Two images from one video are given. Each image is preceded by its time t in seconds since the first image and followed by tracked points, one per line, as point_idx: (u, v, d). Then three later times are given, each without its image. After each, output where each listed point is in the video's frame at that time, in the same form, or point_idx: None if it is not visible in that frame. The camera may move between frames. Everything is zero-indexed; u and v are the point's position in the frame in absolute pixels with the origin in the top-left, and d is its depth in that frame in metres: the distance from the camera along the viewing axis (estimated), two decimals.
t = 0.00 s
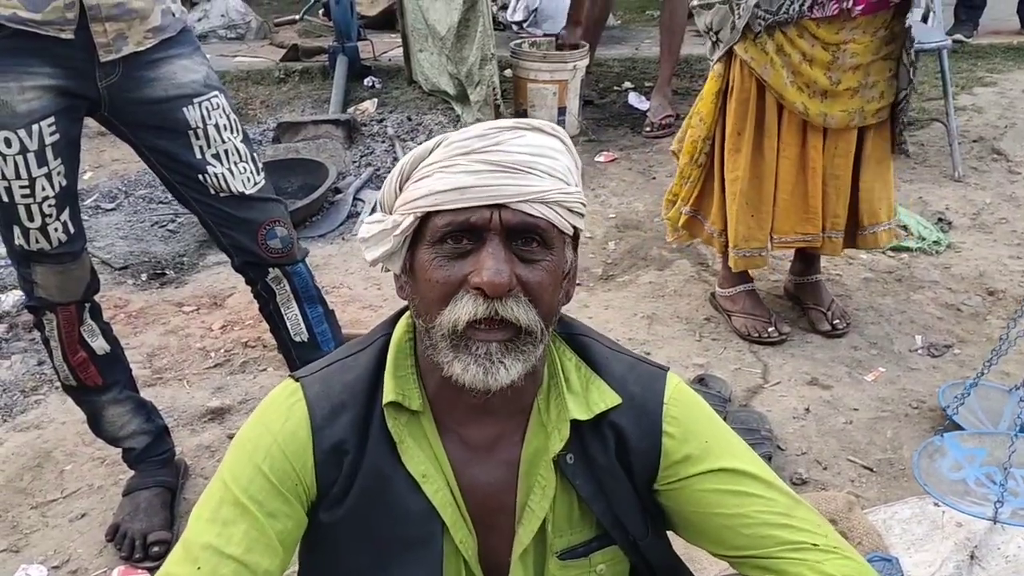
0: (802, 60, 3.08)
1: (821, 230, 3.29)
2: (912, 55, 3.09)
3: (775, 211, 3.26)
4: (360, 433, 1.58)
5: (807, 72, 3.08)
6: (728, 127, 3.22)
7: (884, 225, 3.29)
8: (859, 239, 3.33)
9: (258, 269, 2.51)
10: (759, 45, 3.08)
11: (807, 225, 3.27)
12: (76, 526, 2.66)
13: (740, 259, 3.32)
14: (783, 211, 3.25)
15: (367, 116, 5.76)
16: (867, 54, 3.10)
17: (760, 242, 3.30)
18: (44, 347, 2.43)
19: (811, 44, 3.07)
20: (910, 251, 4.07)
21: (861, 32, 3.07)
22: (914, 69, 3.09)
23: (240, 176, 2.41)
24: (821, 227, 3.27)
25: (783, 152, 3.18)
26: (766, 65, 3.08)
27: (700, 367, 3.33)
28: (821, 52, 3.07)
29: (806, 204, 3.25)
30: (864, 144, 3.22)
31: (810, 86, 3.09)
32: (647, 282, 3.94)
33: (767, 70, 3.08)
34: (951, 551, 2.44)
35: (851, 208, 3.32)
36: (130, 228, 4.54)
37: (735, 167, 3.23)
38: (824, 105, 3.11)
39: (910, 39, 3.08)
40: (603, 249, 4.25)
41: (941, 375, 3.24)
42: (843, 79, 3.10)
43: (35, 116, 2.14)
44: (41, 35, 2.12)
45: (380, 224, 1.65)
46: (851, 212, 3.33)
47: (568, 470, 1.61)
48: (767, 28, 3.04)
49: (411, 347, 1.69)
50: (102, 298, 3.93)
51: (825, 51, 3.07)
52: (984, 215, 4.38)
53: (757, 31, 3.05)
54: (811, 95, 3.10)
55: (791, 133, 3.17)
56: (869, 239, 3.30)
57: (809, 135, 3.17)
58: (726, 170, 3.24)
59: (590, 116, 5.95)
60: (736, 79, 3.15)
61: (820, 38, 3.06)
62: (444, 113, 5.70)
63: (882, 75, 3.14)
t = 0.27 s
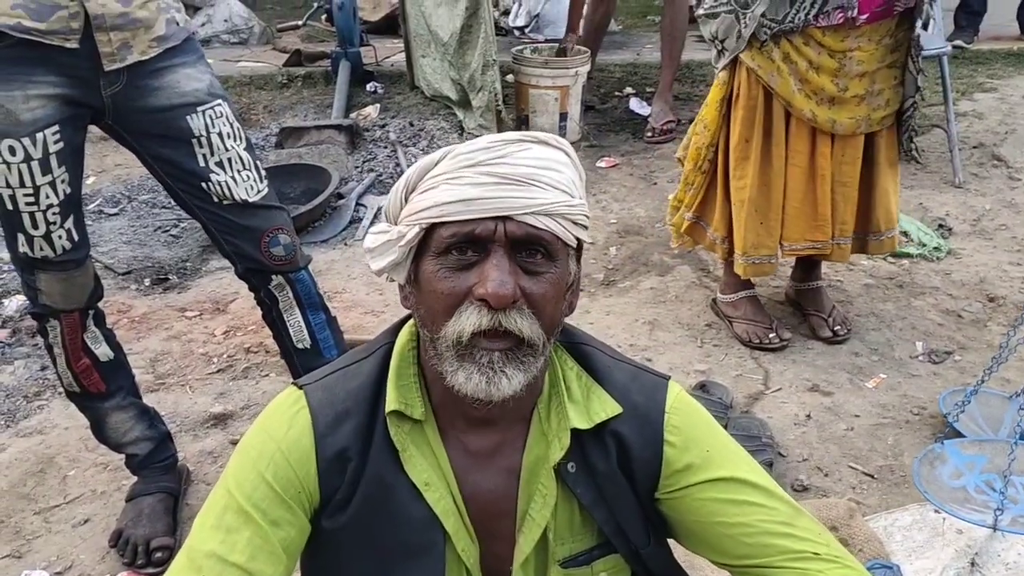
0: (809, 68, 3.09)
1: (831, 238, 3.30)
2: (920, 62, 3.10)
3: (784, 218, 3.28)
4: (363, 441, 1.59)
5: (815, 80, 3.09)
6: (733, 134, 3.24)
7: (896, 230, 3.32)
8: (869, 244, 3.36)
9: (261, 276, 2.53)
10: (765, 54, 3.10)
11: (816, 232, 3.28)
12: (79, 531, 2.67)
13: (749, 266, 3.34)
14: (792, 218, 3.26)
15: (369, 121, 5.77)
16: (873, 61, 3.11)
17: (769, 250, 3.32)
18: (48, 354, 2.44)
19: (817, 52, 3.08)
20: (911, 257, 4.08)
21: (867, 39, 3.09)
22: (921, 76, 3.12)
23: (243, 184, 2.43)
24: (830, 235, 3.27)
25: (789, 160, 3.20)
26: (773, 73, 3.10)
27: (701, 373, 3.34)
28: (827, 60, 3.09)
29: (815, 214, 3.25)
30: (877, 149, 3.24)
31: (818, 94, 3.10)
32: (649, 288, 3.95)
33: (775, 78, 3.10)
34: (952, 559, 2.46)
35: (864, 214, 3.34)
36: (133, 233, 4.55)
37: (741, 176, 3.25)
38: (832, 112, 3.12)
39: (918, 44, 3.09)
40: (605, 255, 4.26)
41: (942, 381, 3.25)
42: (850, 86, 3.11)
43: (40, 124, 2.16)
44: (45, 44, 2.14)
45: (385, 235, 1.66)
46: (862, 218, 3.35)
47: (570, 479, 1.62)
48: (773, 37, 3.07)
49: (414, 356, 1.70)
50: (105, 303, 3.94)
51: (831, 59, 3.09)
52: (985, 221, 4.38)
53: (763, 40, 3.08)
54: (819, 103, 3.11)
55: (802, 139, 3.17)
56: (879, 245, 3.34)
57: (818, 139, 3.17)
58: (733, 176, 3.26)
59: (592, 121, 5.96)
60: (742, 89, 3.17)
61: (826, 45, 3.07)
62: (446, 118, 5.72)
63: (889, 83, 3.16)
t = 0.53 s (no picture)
0: (815, 69, 3.09)
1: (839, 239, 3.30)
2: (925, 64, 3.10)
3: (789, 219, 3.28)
4: (365, 442, 1.59)
5: (820, 81, 3.09)
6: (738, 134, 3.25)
7: (904, 231, 3.33)
8: (877, 245, 3.36)
9: (264, 277, 2.53)
10: (770, 55, 3.10)
11: (824, 234, 3.28)
12: (81, 532, 2.67)
13: (753, 268, 3.35)
14: (798, 219, 3.26)
15: (370, 122, 5.78)
16: (879, 63, 3.12)
17: (774, 251, 3.33)
18: (50, 355, 2.44)
19: (823, 53, 3.08)
20: (912, 258, 4.08)
21: (872, 40, 3.09)
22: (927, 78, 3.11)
23: (245, 185, 2.43)
24: (839, 236, 3.28)
25: (796, 161, 3.20)
26: (777, 74, 3.10)
27: (702, 374, 3.35)
28: (833, 61, 3.09)
29: (821, 213, 3.26)
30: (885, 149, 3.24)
31: (824, 95, 3.11)
32: (650, 289, 3.96)
33: (779, 79, 3.10)
34: (953, 560, 2.46)
35: (872, 215, 3.34)
36: (135, 234, 4.56)
37: (746, 177, 3.26)
38: (838, 113, 3.12)
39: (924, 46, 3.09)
40: (606, 256, 4.27)
41: (943, 383, 3.25)
42: (856, 87, 3.11)
43: (42, 126, 2.16)
44: (47, 46, 2.14)
45: (390, 237, 1.67)
46: (870, 219, 3.35)
47: (573, 481, 1.62)
48: (779, 39, 3.07)
49: (417, 358, 1.70)
50: (107, 304, 3.95)
51: (837, 60, 3.09)
52: (986, 222, 4.39)
53: (767, 42, 3.08)
54: (825, 104, 3.11)
55: (809, 140, 3.17)
56: (884, 247, 3.35)
57: (825, 139, 3.17)
58: (737, 178, 3.27)
59: (593, 123, 5.96)
60: (747, 87, 3.18)
61: (831, 47, 3.07)
62: (447, 119, 5.72)
63: (894, 84, 3.16)
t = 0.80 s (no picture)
0: (814, 70, 3.09)
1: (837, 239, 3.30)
2: (925, 64, 3.11)
3: (787, 218, 3.28)
4: (362, 444, 1.59)
5: (820, 81, 3.09)
6: (737, 134, 3.25)
7: (903, 232, 3.33)
8: (876, 246, 3.36)
9: (262, 277, 2.53)
10: (770, 55, 3.10)
11: (822, 234, 3.28)
12: (80, 532, 2.67)
13: (750, 267, 3.35)
14: (796, 219, 3.26)
15: (370, 123, 5.79)
16: (879, 63, 3.12)
17: (771, 251, 3.33)
18: (49, 355, 2.44)
19: (822, 53, 3.08)
20: (911, 258, 4.08)
21: (872, 41, 3.09)
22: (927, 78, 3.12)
23: (243, 185, 2.43)
24: (836, 236, 3.28)
25: (795, 161, 3.20)
26: (777, 74, 3.10)
27: (701, 374, 3.35)
28: (832, 61, 3.09)
29: (820, 213, 3.26)
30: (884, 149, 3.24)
31: (823, 95, 3.11)
32: (649, 289, 3.96)
33: (778, 79, 3.10)
34: (952, 559, 2.47)
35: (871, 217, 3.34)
36: (134, 234, 4.56)
37: (745, 176, 3.26)
38: (837, 113, 3.12)
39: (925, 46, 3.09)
40: (605, 256, 4.27)
41: (942, 383, 3.25)
42: (855, 88, 3.11)
43: (40, 125, 2.16)
44: (45, 45, 2.15)
45: (388, 236, 1.67)
46: (869, 220, 3.35)
47: (571, 483, 1.62)
48: (778, 39, 3.07)
49: (415, 359, 1.70)
50: (106, 304, 3.95)
51: (837, 60, 3.09)
52: (986, 223, 4.38)
53: (767, 42, 3.08)
54: (824, 104, 3.11)
55: (807, 140, 3.17)
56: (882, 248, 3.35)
57: (824, 139, 3.17)
58: (736, 177, 3.27)
59: (594, 123, 5.96)
60: (746, 85, 3.18)
61: (831, 47, 3.07)
62: (447, 120, 5.72)
63: (894, 84, 3.16)
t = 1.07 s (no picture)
0: (817, 72, 3.09)
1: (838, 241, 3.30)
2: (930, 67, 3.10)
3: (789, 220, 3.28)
4: (363, 449, 1.58)
5: (823, 83, 3.09)
6: (739, 135, 3.24)
7: (905, 235, 3.32)
8: (878, 249, 3.36)
9: (263, 279, 2.52)
10: (773, 57, 3.11)
11: (821, 236, 3.28)
12: (80, 534, 2.67)
13: (751, 268, 3.35)
14: (797, 221, 3.26)
15: (371, 124, 5.79)
16: (882, 65, 3.11)
17: (772, 252, 3.33)
18: (49, 357, 2.44)
19: (826, 55, 3.07)
20: (913, 259, 4.07)
21: (876, 43, 3.08)
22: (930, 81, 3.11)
23: (244, 187, 2.42)
24: (836, 238, 3.28)
25: (797, 163, 3.19)
26: (780, 76, 3.10)
27: (703, 375, 3.34)
28: (836, 63, 3.08)
29: (823, 216, 3.25)
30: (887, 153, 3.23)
31: (826, 97, 3.10)
32: (651, 291, 3.95)
33: (782, 80, 3.10)
34: (954, 562, 2.46)
35: (872, 221, 3.33)
36: (135, 235, 4.56)
37: (747, 178, 3.25)
38: (840, 115, 3.12)
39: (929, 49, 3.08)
40: (607, 257, 4.26)
41: (944, 385, 3.24)
42: (859, 90, 3.10)
43: (41, 127, 2.16)
44: (46, 47, 2.14)
45: (392, 239, 1.67)
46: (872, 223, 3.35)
47: (574, 489, 1.62)
48: (781, 41, 3.07)
49: (418, 365, 1.69)
50: (107, 305, 3.94)
51: (840, 62, 3.08)
52: (988, 224, 4.38)
53: (770, 44, 3.09)
54: (827, 106, 3.11)
55: (809, 142, 3.17)
56: (884, 250, 3.34)
57: (826, 141, 3.17)
58: (737, 178, 3.27)
59: (595, 124, 5.96)
60: (748, 85, 3.18)
61: (834, 49, 3.06)
62: (448, 121, 5.72)
63: (898, 86, 3.15)
